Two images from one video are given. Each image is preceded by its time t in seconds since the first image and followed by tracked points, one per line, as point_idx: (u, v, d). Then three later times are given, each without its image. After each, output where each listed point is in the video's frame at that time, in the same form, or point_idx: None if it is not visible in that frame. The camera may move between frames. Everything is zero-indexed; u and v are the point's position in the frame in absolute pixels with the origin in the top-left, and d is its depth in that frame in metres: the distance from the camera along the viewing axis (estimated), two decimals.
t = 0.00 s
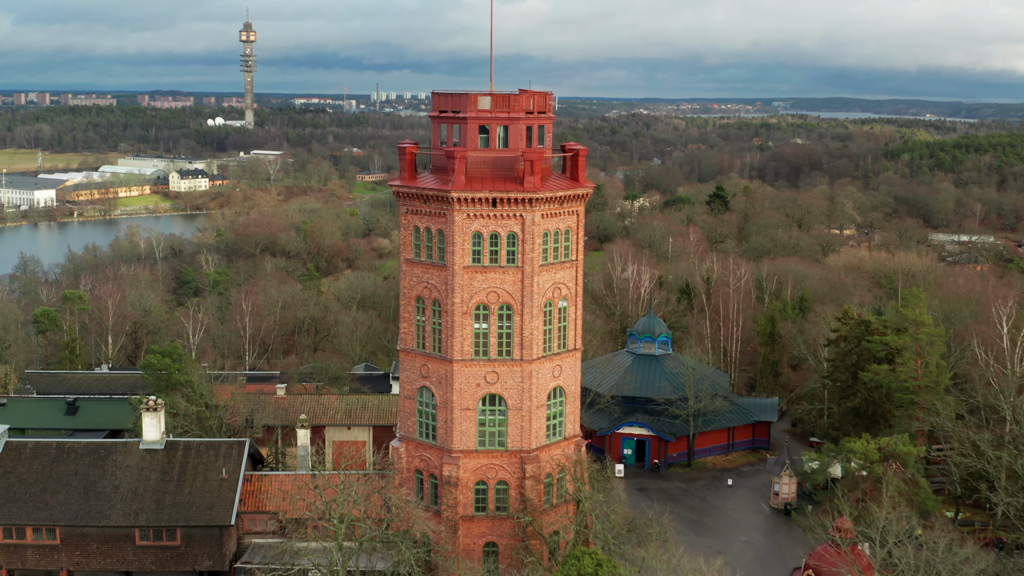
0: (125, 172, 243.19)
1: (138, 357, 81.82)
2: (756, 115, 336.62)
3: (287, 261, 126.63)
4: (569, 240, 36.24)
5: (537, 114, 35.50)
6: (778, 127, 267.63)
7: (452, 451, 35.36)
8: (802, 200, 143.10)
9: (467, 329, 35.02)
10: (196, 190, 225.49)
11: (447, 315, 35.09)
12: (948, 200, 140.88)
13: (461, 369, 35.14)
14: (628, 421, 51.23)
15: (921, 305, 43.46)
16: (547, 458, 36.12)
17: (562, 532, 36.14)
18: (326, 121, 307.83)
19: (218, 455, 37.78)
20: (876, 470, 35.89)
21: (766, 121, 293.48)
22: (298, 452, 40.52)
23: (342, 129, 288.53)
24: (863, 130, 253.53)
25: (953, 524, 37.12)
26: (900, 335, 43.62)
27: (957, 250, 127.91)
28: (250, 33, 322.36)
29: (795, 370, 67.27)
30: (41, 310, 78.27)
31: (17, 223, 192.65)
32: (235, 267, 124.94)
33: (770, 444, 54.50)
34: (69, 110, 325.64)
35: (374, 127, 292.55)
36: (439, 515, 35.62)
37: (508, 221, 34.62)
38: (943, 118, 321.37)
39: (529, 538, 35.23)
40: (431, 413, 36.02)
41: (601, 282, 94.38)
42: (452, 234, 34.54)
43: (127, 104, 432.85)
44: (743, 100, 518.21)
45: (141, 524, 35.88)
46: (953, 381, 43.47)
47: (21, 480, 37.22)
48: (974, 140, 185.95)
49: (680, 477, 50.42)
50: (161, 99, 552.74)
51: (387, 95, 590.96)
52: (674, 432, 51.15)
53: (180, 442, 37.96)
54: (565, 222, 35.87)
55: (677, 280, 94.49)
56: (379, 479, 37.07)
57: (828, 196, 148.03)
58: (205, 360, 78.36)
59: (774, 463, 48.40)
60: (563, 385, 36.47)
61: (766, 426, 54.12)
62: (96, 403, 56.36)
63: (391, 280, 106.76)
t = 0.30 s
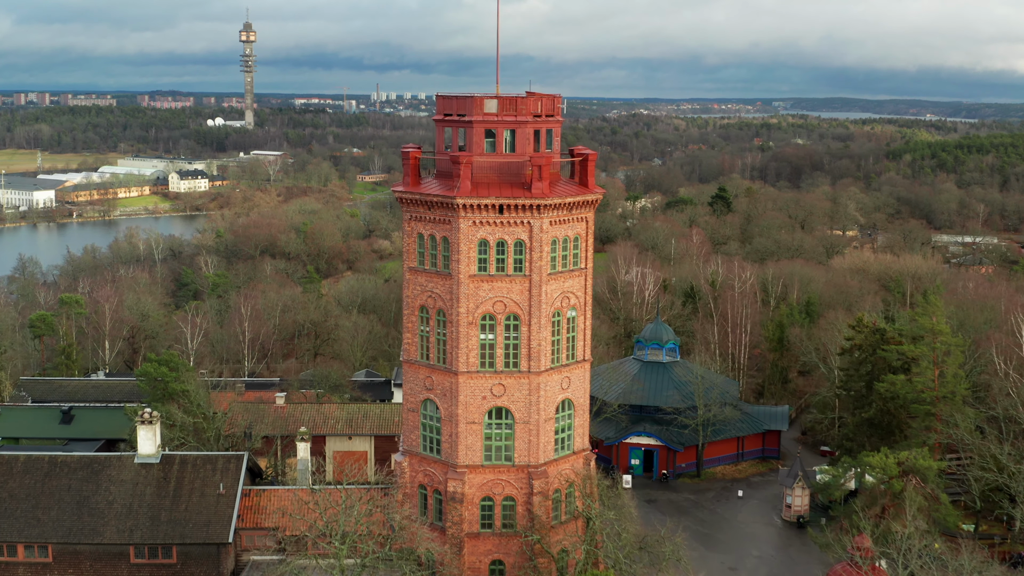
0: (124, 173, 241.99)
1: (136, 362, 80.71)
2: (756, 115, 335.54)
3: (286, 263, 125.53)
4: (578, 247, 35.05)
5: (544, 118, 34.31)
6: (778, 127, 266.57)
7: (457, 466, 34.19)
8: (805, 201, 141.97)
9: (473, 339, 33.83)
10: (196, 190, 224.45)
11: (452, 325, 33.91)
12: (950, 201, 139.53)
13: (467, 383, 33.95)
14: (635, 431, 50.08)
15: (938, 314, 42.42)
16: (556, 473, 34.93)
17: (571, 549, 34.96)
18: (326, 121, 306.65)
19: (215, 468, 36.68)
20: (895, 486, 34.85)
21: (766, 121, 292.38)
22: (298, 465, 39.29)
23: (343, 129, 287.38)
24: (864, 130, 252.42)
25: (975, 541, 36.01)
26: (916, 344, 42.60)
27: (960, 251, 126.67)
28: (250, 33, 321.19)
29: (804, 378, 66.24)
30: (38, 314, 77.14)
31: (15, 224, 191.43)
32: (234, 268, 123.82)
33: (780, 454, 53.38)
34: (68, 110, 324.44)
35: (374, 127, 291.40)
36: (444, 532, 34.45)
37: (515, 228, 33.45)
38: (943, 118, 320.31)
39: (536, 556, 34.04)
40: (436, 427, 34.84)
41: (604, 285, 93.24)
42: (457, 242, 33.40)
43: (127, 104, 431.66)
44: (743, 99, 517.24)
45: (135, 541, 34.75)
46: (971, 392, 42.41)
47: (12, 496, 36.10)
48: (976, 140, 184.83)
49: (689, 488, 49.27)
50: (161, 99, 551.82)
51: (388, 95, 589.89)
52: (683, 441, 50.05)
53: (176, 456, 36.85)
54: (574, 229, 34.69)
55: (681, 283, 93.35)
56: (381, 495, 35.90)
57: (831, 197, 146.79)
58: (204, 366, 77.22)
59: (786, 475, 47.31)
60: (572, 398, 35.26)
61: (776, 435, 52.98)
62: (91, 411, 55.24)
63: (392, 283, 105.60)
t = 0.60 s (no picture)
0: (123, 173, 240.86)
1: (133, 368, 79.61)
2: (755, 115, 334.39)
3: (286, 265, 124.37)
4: (588, 255, 33.88)
5: (552, 121, 33.24)
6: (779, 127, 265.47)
7: (463, 482, 32.98)
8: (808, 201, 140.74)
9: (479, 350, 32.66)
10: (195, 191, 223.32)
11: (458, 336, 32.73)
12: (953, 202, 138.22)
13: (473, 396, 32.76)
14: (643, 441, 48.91)
15: (956, 322, 41.34)
16: (564, 488, 33.77)
17: (580, 567, 33.79)
18: (326, 121, 305.56)
19: (212, 483, 35.56)
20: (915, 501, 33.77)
21: (767, 121, 291.23)
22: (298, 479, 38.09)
23: (343, 129, 286.07)
24: (864, 130, 251.40)
25: (999, 558, 34.91)
26: (934, 353, 41.53)
27: (964, 253, 125.43)
28: (250, 33, 319.95)
29: (813, 383, 65.14)
30: (34, 318, 76.03)
31: (14, 225, 190.14)
32: (234, 270, 122.69)
33: (791, 463, 52.25)
34: (67, 110, 323.31)
35: (374, 127, 290.32)
36: (449, 550, 33.25)
37: (523, 235, 32.30)
38: (943, 118, 319.28)
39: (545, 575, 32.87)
40: (441, 441, 33.65)
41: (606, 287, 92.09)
42: (463, 250, 32.23)
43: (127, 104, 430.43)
44: (743, 100, 516.21)
45: (130, 560, 33.64)
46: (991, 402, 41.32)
47: (3, 511, 34.89)
48: (978, 140, 183.73)
49: (699, 500, 48.07)
50: (161, 99, 551.17)
51: (388, 95, 588.96)
52: (692, 451, 48.86)
53: (172, 470, 35.71)
54: (583, 236, 33.53)
55: (686, 286, 92.21)
56: (384, 512, 34.71)
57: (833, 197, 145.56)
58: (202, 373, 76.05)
59: (799, 486, 46.17)
60: (581, 410, 34.07)
61: (787, 444, 51.81)
62: (86, 419, 54.05)
63: (393, 285, 104.40)
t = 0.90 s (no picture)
0: (123, 173, 239.73)
1: (131, 373, 78.49)
2: (756, 115, 333.13)
3: (285, 267, 123.27)
4: (599, 262, 32.68)
5: (563, 125, 32.07)
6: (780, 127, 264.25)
7: (469, 498, 31.82)
8: (811, 202, 139.50)
9: (486, 362, 31.47)
10: (195, 191, 222.30)
11: (464, 347, 31.54)
12: (956, 202, 137.01)
13: (480, 409, 31.56)
14: (652, 451, 47.77)
15: (977, 330, 40.21)
16: (574, 505, 32.57)
17: None
18: (326, 121, 304.45)
19: (210, 499, 34.59)
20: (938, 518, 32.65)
21: (767, 121, 289.98)
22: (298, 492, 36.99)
23: (343, 129, 284.90)
24: (865, 131, 250.24)
25: None
26: (953, 362, 40.40)
27: (968, 254, 124.32)
28: (250, 33, 318.82)
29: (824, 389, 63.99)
30: (30, 323, 74.93)
31: (13, 226, 188.94)
32: (233, 272, 121.53)
33: (803, 473, 51.14)
34: (67, 110, 322.20)
35: (374, 127, 289.22)
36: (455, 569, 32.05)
37: (532, 243, 31.10)
38: (943, 118, 318.06)
39: None
40: (447, 455, 32.46)
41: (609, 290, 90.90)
42: (470, 258, 31.04)
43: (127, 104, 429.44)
44: (743, 100, 515.02)
45: None
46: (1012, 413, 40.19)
47: None
48: (980, 140, 182.51)
49: (710, 512, 46.89)
50: (160, 99, 550.34)
51: (388, 95, 587.96)
52: (702, 462, 47.70)
53: (168, 485, 34.66)
54: (595, 243, 32.33)
55: (691, 290, 91.06)
56: (388, 527, 33.60)
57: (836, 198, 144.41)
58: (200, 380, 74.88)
59: (813, 498, 45.03)
60: (592, 424, 32.87)
61: (798, 453, 50.70)
62: (82, 427, 52.83)
63: (393, 288, 103.33)
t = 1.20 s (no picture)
0: (122, 174, 238.51)
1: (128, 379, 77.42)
2: (756, 115, 331.85)
3: (285, 268, 122.12)
4: (611, 270, 31.48)
5: (574, 127, 30.86)
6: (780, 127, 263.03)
7: (476, 516, 30.64)
8: (814, 203, 138.26)
9: (494, 374, 30.28)
10: (194, 192, 221.23)
11: (471, 359, 30.36)
12: (959, 203, 135.83)
13: (487, 423, 30.38)
14: (662, 461, 46.62)
15: (999, 338, 39.04)
16: (585, 522, 31.39)
17: None
18: (326, 121, 303.17)
19: (207, 516, 33.42)
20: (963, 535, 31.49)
21: (767, 121, 288.76)
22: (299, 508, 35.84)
23: (343, 129, 283.70)
24: (865, 131, 249.00)
25: None
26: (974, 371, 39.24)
27: (972, 256, 123.22)
28: (249, 32, 317.59)
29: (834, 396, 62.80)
30: (25, 328, 73.79)
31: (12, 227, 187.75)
32: (232, 274, 120.35)
33: (815, 483, 50.07)
34: (66, 110, 320.99)
35: (374, 127, 287.95)
36: None
37: (542, 251, 29.91)
38: (943, 118, 316.82)
39: None
40: (453, 471, 31.29)
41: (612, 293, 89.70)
42: (477, 267, 29.86)
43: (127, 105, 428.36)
44: (743, 100, 513.91)
45: None
46: None
47: None
48: (982, 141, 181.26)
49: (721, 524, 45.71)
50: (160, 99, 549.42)
51: (387, 95, 587.00)
52: (713, 473, 46.52)
53: (164, 500, 33.50)
54: (606, 250, 31.14)
55: (695, 293, 89.84)
56: (392, 543, 32.40)
57: (839, 198, 143.23)
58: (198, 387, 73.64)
59: (827, 510, 43.87)
60: (603, 438, 31.69)
61: (810, 463, 49.62)
62: (77, 436, 51.66)
63: (394, 290, 102.18)
